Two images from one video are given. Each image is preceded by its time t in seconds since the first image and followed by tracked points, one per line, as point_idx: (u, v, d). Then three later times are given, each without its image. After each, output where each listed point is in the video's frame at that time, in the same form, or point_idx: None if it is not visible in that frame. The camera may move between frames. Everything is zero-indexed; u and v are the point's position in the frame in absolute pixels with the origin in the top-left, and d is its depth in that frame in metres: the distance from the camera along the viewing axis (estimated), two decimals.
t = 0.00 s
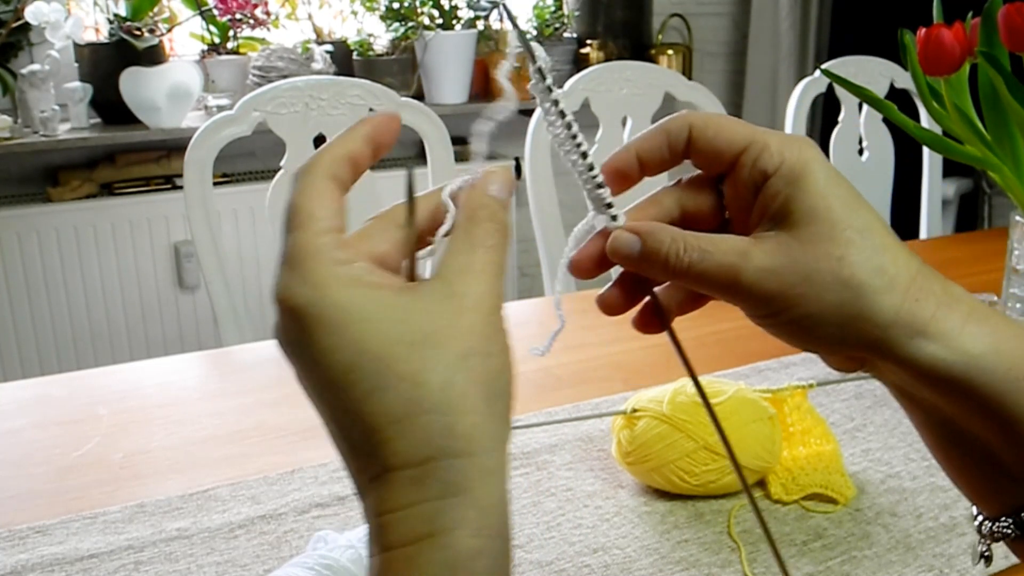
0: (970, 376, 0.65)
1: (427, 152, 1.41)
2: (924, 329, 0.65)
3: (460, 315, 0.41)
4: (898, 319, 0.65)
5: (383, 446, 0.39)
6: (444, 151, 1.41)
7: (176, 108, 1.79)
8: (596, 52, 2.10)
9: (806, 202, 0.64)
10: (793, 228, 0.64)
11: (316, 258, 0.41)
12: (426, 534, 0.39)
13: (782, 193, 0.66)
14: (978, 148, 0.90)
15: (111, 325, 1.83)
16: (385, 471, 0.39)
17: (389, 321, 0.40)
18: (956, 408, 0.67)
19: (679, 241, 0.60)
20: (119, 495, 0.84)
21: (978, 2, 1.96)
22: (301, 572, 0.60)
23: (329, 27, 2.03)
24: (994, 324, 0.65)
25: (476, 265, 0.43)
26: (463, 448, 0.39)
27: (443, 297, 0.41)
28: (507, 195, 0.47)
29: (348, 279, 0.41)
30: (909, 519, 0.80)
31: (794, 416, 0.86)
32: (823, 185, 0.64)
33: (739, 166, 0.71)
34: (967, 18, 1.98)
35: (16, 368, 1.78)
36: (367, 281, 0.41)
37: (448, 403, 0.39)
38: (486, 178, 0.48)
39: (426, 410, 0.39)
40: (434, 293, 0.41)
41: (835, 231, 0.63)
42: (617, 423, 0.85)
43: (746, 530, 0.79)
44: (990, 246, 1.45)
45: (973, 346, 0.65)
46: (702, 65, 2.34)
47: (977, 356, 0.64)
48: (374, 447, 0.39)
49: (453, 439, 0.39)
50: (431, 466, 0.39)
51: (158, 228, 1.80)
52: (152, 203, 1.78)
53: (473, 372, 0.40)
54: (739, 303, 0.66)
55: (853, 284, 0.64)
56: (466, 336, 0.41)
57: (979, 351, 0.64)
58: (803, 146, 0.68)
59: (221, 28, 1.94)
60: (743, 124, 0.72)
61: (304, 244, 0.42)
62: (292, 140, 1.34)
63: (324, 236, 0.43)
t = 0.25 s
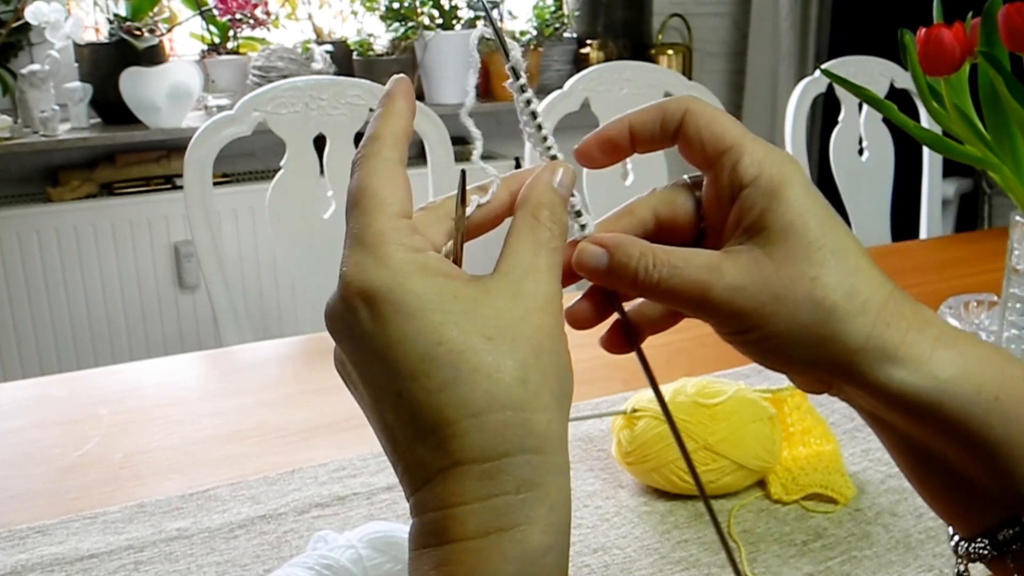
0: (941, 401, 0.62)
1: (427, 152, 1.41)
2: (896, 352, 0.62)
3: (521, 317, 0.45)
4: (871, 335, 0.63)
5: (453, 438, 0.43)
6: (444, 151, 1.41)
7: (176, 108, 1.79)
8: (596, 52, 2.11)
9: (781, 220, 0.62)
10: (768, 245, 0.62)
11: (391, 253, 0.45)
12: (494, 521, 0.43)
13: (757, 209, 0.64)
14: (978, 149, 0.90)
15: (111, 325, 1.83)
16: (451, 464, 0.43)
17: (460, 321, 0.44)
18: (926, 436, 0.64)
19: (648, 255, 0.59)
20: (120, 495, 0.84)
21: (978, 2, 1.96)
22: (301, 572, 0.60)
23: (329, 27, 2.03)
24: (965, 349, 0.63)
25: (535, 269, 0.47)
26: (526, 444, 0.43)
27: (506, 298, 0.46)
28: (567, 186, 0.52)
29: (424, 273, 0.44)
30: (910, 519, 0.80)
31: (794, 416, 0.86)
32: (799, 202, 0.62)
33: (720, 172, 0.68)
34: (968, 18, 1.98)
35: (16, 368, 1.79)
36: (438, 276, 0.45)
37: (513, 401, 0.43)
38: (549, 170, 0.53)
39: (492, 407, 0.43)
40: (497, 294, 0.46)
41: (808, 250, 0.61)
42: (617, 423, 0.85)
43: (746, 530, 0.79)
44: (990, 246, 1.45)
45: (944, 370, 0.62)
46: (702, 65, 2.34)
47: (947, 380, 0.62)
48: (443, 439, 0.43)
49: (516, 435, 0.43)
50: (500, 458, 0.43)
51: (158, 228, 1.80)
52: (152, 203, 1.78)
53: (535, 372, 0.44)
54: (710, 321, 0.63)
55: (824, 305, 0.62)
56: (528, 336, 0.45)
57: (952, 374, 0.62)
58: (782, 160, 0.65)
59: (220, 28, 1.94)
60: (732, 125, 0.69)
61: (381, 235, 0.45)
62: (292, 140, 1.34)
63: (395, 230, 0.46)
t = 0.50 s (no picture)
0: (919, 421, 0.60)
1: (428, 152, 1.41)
2: (867, 376, 0.60)
3: (489, 315, 0.44)
4: (847, 365, 0.60)
5: (412, 435, 0.41)
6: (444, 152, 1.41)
7: (176, 108, 1.79)
8: (596, 52, 2.11)
9: (741, 247, 0.60)
10: (730, 281, 0.60)
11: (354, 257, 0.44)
12: (451, 521, 0.42)
13: (717, 237, 0.61)
14: (978, 149, 0.90)
15: (110, 325, 1.83)
16: (412, 461, 0.42)
17: (422, 320, 0.42)
18: (913, 452, 0.62)
19: (612, 286, 0.59)
20: (120, 495, 0.84)
21: (978, 2, 1.96)
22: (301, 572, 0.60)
23: (329, 27, 2.03)
24: (940, 364, 0.61)
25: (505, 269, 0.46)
26: (486, 444, 0.41)
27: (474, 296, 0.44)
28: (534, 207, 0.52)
29: (387, 276, 0.44)
30: (910, 519, 0.80)
31: (794, 416, 0.86)
32: (760, 228, 0.60)
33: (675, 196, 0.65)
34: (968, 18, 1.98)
35: (16, 368, 1.79)
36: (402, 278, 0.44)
37: (473, 399, 0.42)
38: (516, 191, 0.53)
39: (452, 404, 0.41)
40: (467, 292, 0.44)
41: (771, 279, 0.59)
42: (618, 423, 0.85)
43: (746, 530, 0.79)
44: (990, 246, 1.45)
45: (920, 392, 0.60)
46: (702, 65, 2.34)
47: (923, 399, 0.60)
48: (404, 438, 0.41)
49: (476, 433, 0.41)
50: (459, 457, 0.41)
51: (158, 229, 1.80)
52: (152, 203, 1.78)
53: (498, 370, 0.43)
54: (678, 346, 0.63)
55: (788, 334, 0.60)
56: (494, 335, 0.43)
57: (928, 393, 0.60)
58: (743, 184, 0.62)
59: (220, 28, 1.94)
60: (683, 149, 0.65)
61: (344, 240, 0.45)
62: (292, 140, 1.34)
63: (360, 239, 0.45)
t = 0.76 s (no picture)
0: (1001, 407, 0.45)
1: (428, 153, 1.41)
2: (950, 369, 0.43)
3: (505, 316, 0.40)
4: (878, 323, 0.42)
5: (423, 432, 0.37)
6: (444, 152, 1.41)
7: (176, 108, 1.79)
8: (596, 52, 2.11)
9: (739, 183, 0.41)
10: (721, 217, 0.41)
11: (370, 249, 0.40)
12: (462, 515, 0.37)
13: (710, 168, 0.41)
14: (978, 149, 0.90)
15: (110, 325, 1.83)
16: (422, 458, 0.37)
17: (436, 313, 0.39)
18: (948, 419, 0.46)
19: (590, 213, 0.41)
20: (119, 495, 0.84)
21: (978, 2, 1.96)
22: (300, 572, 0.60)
23: (329, 27, 2.03)
24: (978, 303, 0.44)
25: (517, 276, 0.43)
26: (502, 441, 0.37)
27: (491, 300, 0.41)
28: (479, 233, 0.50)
29: (402, 271, 0.40)
30: (910, 519, 0.80)
31: (794, 416, 0.86)
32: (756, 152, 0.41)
33: (659, 150, 0.43)
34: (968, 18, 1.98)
35: (16, 368, 1.78)
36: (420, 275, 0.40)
37: (489, 394, 0.37)
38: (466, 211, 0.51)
39: (467, 400, 0.37)
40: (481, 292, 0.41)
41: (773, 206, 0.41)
42: (617, 423, 0.85)
43: (746, 530, 0.79)
44: (990, 246, 1.45)
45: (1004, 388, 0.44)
46: (702, 65, 2.34)
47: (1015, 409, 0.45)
48: (414, 435, 0.37)
49: (493, 427, 0.37)
50: (472, 453, 0.37)
51: (158, 229, 1.80)
52: (152, 203, 1.79)
53: (514, 370, 0.39)
54: (668, 296, 0.43)
55: (798, 272, 0.41)
56: (509, 337, 0.40)
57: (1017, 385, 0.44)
58: (728, 105, 0.43)
59: (220, 28, 1.94)
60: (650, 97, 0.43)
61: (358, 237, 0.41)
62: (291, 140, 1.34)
63: (373, 238, 0.41)
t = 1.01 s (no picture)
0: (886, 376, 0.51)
1: (428, 153, 1.41)
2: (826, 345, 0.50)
3: (512, 330, 0.47)
4: (802, 320, 0.50)
5: (446, 426, 0.42)
6: (444, 152, 1.41)
7: (176, 108, 1.79)
8: (596, 52, 2.10)
9: (657, 179, 0.48)
10: (640, 212, 0.48)
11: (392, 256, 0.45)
12: (486, 510, 0.42)
13: (629, 169, 0.49)
14: (977, 148, 0.90)
15: (110, 325, 1.83)
16: (445, 451, 0.42)
17: (455, 319, 0.45)
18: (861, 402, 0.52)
19: (511, 222, 0.47)
20: (120, 495, 0.84)
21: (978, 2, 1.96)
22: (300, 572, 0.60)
23: (329, 27, 2.03)
24: (869, 293, 0.51)
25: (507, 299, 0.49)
26: (514, 438, 0.43)
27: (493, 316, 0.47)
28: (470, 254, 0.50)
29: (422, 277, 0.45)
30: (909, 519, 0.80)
31: (794, 416, 0.86)
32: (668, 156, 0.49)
33: (586, 165, 0.51)
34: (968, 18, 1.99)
35: (16, 368, 1.78)
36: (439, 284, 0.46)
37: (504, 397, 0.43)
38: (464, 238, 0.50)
39: (484, 399, 0.43)
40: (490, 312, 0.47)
41: (683, 207, 0.48)
42: (618, 423, 0.85)
43: (746, 530, 0.79)
44: (990, 246, 1.45)
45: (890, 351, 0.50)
46: (702, 65, 2.33)
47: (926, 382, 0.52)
48: (436, 427, 0.42)
49: (507, 429, 0.43)
50: (497, 448, 0.42)
51: (158, 228, 1.80)
52: (152, 203, 1.79)
53: (522, 377, 0.45)
54: (597, 301, 0.50)
55: (710, 267, 0.49)
56: (518, 350, 0.46)
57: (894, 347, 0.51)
58: (648, 107, 0.51)
59: (220, 28, 1.94)
60: (576, 112, 0.51)
61: (383, 245, 0.46)
62: (291, 140, 1.34)
63: (395, 241, 0.47)
